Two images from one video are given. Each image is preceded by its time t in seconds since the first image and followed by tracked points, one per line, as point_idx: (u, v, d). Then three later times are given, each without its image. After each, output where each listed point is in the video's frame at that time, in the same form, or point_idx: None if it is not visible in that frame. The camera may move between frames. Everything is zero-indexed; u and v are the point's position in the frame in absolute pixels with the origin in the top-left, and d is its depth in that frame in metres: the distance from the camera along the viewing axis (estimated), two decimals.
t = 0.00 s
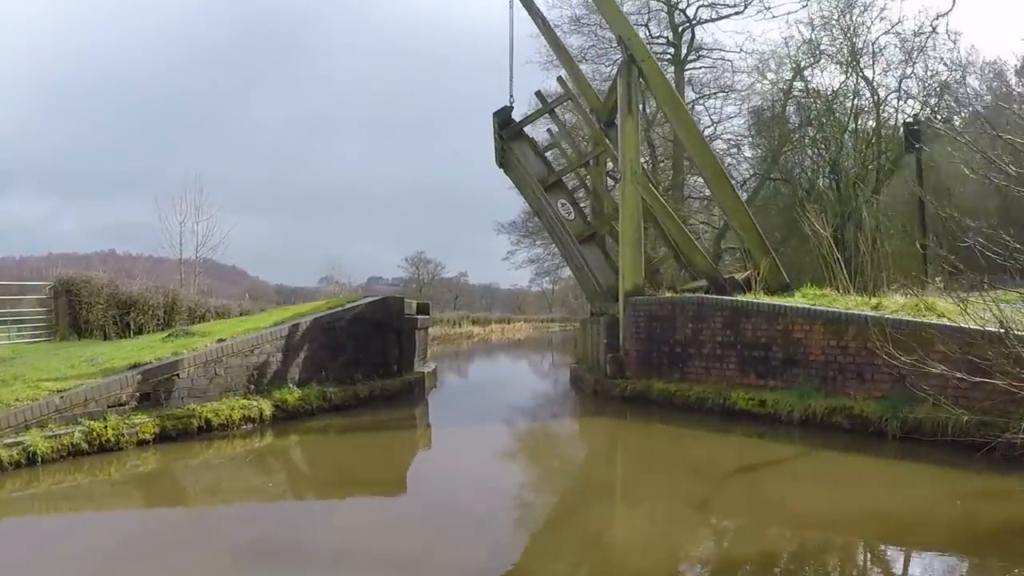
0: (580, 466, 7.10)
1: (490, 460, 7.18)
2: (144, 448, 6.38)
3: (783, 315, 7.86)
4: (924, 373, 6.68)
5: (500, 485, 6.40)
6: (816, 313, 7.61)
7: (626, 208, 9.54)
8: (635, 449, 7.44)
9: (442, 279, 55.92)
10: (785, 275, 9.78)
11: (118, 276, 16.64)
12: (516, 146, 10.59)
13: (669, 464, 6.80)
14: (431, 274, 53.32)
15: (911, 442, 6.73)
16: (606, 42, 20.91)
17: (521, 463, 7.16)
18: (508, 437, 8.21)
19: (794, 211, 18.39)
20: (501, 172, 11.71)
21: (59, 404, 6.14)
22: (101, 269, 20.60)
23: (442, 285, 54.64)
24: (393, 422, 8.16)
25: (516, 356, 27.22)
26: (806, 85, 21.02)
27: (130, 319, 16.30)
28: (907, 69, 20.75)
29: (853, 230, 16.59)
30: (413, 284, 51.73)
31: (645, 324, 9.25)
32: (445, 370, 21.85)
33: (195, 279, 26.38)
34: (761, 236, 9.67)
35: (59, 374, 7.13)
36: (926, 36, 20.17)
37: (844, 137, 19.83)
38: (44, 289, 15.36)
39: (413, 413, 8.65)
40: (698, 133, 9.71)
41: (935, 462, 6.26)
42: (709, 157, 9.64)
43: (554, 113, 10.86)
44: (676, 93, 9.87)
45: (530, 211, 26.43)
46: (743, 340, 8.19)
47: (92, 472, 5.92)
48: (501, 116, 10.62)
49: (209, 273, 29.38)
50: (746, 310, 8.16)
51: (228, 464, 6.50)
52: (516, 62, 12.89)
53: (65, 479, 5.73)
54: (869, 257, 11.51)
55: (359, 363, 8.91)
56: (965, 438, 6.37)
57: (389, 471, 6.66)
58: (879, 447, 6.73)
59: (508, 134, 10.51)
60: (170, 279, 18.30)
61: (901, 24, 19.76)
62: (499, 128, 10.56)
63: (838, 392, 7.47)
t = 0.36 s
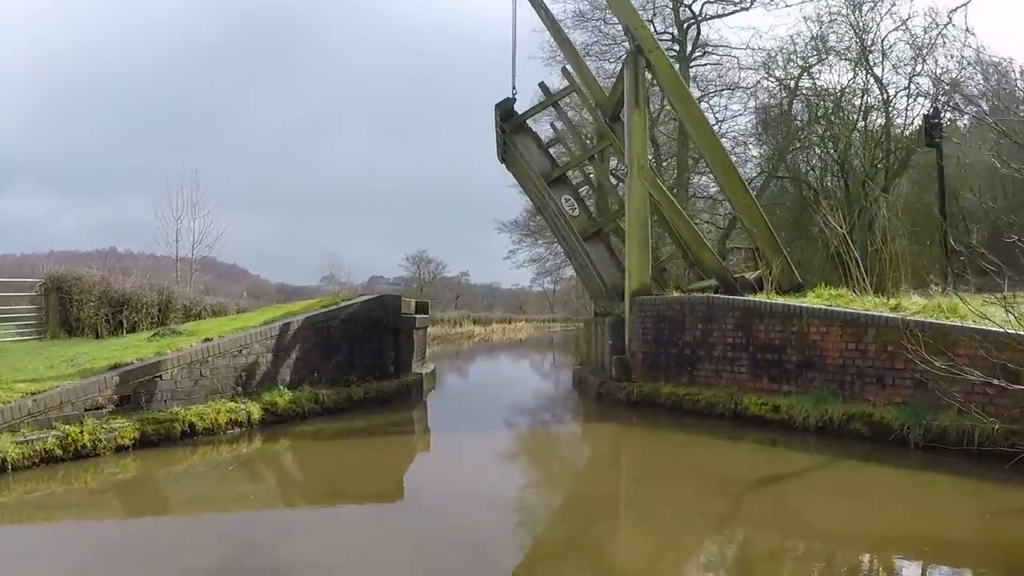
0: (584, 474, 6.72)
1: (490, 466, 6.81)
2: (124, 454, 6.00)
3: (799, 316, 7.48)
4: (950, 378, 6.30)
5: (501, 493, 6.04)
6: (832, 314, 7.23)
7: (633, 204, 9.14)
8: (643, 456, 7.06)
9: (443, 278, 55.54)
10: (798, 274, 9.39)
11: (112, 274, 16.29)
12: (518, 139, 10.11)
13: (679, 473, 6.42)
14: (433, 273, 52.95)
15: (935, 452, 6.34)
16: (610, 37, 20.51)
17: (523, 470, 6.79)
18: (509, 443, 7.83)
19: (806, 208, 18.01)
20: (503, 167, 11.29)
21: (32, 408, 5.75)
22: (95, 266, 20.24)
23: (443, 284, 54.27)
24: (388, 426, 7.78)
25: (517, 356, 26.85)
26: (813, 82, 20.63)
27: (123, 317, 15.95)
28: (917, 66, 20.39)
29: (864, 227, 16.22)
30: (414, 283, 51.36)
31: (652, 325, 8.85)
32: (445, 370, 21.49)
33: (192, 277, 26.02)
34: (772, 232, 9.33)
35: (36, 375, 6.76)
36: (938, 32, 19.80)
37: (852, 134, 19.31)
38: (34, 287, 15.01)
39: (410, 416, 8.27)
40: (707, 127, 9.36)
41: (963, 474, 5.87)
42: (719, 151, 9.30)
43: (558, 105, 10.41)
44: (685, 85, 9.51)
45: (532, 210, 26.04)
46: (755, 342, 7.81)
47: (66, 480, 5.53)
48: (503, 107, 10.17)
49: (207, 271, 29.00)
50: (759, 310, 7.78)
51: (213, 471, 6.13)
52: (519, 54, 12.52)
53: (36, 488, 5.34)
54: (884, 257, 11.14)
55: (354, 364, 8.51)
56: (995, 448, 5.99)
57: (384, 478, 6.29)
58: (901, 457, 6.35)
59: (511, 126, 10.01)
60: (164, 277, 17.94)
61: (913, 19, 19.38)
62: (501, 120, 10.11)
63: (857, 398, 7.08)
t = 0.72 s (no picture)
0: (589, 483, 6.34)
1: (490, 473, 6.43)
2: (101, 460, 5.64)
3: (816, 317, 7.11)
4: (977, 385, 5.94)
5: (502, 503, 5.67)
6: (851, 315, 6.87)
7: (640, 200, 8.76)
8: (652, 466, 6.65)
9: (444, 277, 55.20)
10: (811, 274, 9.03)
11: (105, 270, 15.95)
12: (521, 132, 9.71)
13: (689, 485, 6.02)
14: (433, 272, 52.60)
15: (961, 462, 5.97)
16: (615, 33, 20.12)
17: (526, 477, 6.43)
18: (511, 448, 7.46)
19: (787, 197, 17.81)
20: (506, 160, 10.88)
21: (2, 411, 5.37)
22: (89, 262, 19.88)
23: (444, 284, 53.93)
24: (383, 430, 7.42)
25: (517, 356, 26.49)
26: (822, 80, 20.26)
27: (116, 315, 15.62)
28: (927, 64, 20.05)
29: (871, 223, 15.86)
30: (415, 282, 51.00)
31: (659, 326, 8.47)
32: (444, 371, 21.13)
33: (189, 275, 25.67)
34: (783, 230, 8.99)
35: (11, 376, 6.38)
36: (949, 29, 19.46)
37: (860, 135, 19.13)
38: (24, 283, 14.66)
39: (407, 419, 7.90)
40: (718, 121, 9.00)
41: (993, 485, 5.49)
42: (729, 145, 8.95)
43: (564, 97, 10.00)
44: (694, 77, 9.14)
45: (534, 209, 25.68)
46: (768, 345, 7.44)
47: (37, 488, 5.16)
48: (506, 99, 9.77)
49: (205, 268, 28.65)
50: (773, 311, 7.41)
51: (197, 477, 5.77)
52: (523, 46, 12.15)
53: (4, 497, 4.98)
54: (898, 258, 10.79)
55: (348, 365, 8.12)
56: None
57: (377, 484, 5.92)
58: (926, 467, 5.97)
59: (514, 118, 9.59)
60: (159, 274, 17.59)
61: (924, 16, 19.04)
62: (503, 111, 9.71)
63: (876, 404, 6.71)
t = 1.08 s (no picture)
0: (594, 492, 5.98)
1: (490, 481, 6.06)
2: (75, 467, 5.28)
3: (835, 319, 6.73)
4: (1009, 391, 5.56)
5: (500, 514, 5.30)
6: (872, 317, 6.49)
7: (648, 195, 8.39)
8: (661, 476, 6.28)
9: (445, 277, 54.89)
10: (825, 274, 8.65)
11: (98, 267, 15.63)
12: (525, 124, 9.33)
13: (703, 497, 5.64)
14: (434, 272, 52.27)
15: (990, 473, 5.58)
16: (619, 29, 19.69)
17: (529, 486, 6.05)
18: (512, 454, 7.09)
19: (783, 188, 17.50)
20: (508, 156, 10.52)
21: None
22: (83, 259, 19.54)
23: (445, 283, 53.63)
24: (378, 435, 7.05)
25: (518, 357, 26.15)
26: (830, 78, 19.90)
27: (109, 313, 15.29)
28: (937, 61, 19.71)
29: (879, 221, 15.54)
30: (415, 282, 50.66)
31: (667, 327, 8.09)
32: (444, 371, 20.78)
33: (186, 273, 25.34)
34: (796, 228, 8.63)
35: None
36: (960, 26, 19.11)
37: (869, 134, 18.79)
38: (14, 280, 14.31)
39: (403, 423, 7.52)
40: (730, 114, 8.63)
41: None
42: (741, 139, 8.59)
43: (568, 88, 9.62)
44: (705, 68, 8.78)
45: (536, 208, 25.32)
46: (784, 347, 7.06)
47: (4, 497, 4.80)
48: (508, 90, 9.40)
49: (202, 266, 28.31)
50: (789, 312, 7.04)
51: (177, 485, 5.40)
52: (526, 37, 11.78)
53: None
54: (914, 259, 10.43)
55: (343, 366, 7.70)
56: None
57: (370, 493, 5.55)
58: (952, 479, 5.58)
59: (516, 110, 9.20)
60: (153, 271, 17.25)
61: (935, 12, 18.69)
62: (506, 103, 9.34)
63: (899, 411, 6.33)
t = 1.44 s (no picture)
0: (600, 502, 5.61)
1: (491, 490, 5.70)
2: (44, 475, 4.92)
3: (855, 321, 6.37)
4: None
5: (500, 526, 4.92)
6: (895, 319, 6.11)
7: (657, 190, 8.01)
8: (671, 485, 5.93)
9: (446, 277, 54.60)
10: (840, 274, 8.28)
11: (90, 265, 15.30)
12: (527, 115, 8.87)
13: (714, 509, 5.30)
14: (435, 271, 51.91)
15: None
16: (623, 25, 19.30)
17: (531, 494, 5.70)
18: (514, 460, 6.73)
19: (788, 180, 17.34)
20: (511, 149, 10.15)
21: None
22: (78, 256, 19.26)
23: (446, 283, 53.36)
24: (373, 440, 6.69)
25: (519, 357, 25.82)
26: (838, 74, 19.54)
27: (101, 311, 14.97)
28: (947, 58, 19.35)
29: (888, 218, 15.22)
30: (417, 281, 50.35)
31: (676, 328, 7.71)
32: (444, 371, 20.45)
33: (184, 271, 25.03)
34: (810, 225, 8.26)
35: None
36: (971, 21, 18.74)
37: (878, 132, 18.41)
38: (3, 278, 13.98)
39: (399, 427, 7.16)
40: (742, 107, 8.26)
41: None
42: (752, 132, 8.23)
43: (573, 79, 9.23)
44: (715, 57, 8.40)
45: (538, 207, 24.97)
46: (801, 350, 6.69)
47: None
48: (511, 81, 9.00)
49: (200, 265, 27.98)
50: (806, 313, 6.66)
51: (156, 495, 5.04)
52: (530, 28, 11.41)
53: None
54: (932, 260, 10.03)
55: (336, 368, 7.32)
56: None
57: (362, 502, 5.19)
58: (983, 491, 5.21)
59: (519, 101, 8.82)
60: (148, 269, 16.93)
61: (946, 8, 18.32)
62: (508, 93, 8.94)
63: (923, 419, 5.96)
